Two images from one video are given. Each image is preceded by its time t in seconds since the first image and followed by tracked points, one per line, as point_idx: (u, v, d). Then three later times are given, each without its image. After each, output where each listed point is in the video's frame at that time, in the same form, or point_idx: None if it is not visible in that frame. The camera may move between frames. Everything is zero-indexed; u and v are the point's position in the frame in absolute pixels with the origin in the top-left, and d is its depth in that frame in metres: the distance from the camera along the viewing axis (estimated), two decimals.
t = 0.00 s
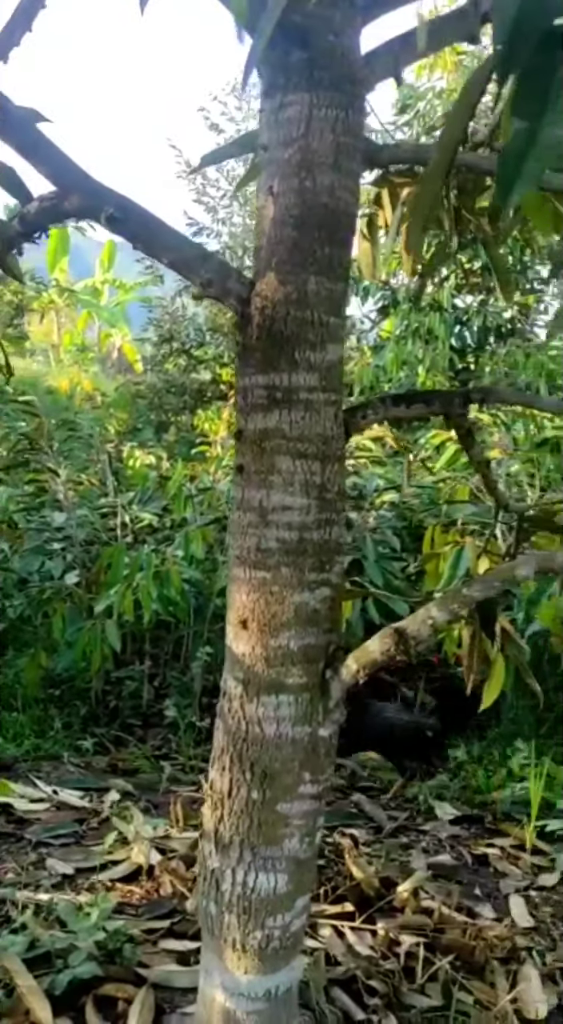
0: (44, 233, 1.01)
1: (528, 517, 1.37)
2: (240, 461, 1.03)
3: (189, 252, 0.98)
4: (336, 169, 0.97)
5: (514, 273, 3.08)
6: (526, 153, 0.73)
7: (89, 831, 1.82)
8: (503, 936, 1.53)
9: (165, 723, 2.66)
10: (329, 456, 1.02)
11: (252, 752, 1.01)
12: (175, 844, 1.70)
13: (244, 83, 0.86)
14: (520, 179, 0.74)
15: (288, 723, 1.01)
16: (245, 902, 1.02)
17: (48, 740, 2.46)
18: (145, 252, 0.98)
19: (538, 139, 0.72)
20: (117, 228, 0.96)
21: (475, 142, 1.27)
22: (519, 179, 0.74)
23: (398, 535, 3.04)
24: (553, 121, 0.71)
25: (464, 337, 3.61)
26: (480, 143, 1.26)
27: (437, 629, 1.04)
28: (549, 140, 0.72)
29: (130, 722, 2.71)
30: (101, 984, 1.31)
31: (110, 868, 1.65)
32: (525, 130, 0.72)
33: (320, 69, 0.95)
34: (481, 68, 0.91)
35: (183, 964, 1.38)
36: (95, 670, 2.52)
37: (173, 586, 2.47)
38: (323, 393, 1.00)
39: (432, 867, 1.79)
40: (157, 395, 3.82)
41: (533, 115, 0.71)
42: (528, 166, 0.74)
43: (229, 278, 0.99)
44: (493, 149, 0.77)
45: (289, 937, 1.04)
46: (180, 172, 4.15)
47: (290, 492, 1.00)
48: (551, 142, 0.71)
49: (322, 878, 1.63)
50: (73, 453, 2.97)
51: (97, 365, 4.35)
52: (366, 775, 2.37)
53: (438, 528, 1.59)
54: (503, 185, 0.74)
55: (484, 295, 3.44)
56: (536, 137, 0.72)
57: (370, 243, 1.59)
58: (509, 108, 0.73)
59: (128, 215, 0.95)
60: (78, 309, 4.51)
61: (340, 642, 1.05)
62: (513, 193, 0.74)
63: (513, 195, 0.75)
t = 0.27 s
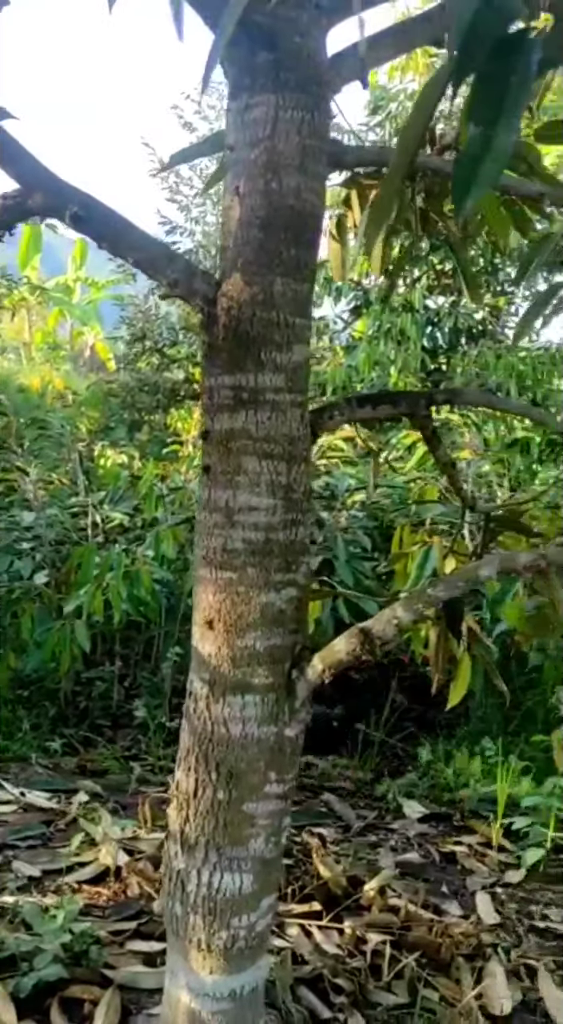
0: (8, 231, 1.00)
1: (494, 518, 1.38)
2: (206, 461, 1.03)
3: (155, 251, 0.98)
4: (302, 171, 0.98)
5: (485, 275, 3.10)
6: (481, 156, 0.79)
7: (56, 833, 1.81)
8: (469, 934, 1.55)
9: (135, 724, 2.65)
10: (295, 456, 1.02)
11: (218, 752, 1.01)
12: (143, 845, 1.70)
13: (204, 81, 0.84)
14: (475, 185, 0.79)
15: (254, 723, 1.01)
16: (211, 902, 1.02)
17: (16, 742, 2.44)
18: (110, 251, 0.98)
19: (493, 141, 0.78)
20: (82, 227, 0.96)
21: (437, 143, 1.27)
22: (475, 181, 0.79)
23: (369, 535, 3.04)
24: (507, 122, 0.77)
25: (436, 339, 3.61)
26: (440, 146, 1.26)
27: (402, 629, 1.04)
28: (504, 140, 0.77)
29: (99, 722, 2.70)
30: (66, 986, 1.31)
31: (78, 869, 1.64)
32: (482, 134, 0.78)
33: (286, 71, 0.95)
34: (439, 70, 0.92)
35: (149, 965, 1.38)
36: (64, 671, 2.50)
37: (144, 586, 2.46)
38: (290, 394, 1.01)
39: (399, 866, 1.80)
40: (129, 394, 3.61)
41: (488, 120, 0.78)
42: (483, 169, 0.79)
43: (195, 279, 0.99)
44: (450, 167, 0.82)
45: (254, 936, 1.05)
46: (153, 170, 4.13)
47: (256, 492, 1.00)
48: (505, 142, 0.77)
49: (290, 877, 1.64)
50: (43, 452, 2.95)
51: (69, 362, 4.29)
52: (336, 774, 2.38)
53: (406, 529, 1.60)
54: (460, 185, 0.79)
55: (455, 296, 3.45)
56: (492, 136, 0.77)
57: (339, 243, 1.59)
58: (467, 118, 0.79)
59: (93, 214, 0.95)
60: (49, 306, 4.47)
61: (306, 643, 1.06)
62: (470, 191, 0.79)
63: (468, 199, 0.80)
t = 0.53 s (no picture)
0: None
1: (458, 518, 1.39)
2: (169, 462, 1.02)
3: (118, 251, 0.97)
4: (265, 172, 0.98)
5: (453, 278, 3.11)
6: (432, 158, 0.80)
7: (20, 837, 1.79)
8: (432, 933, 1.56)
9: (102, 727, 2.63)
10: (258, 456, 1.02)
11: (181, 754, 1.01)
12: (108, 848, 1.69)
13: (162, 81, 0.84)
14: (426, 186, 0.81)
15: (216, 724, 1.01)
16: (173, 905, 1.02)
17: None
18: (72, 251, 0.98)
19: (444, 144, 0.79)
20: (43, 225, 0.95)
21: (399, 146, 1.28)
22: (426, 183, 0.80)
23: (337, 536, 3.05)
24: (459, 125, 0.78)
25: (405, 341, 3.60)
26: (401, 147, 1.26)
27: (365, 630, 1.05)
28: (455, 144, 0.79)
29: (66, 724, 2.68)
30: (28, 991, 1.30)
31: (42, 873, 1.63)
32: (434, 136, 0.79)
33: (249, 73, 0.96)
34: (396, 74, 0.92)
35: (113, 969, 1.37)
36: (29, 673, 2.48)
37: (110, 588, 2.44)
38: (253, 394, 1.01)
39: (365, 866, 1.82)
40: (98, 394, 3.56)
41: (440, 122, 0.79)
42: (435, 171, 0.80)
43: (158, 279, 0.99)
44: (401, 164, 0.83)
45: (217, 938, 1.04)
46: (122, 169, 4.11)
47: (219, 493, 1.00)
48: (456, 146, 0.78)
49: (255, 878, 1.64)
50: (10, 453, 2.92)
51: (38, 362, 4.21)
52: (304, 775, 2.38)
53: (373, 529, 1.61)
54: (412, 187, 0.81)
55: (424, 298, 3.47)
56: (445, 140, 0.79)
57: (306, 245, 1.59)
58: (418, 117, 0.80)
59: (53, 213, 0.94)
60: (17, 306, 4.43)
61: (269, 643, 1.06)
62: (421, 193, 0.80)
63: (420, 200, 0.81)
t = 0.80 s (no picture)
0: None
1: (425, 518, 1.39)
2: (134, 459, 1.02)
3: (80, 245, 0.96)
4: (230, 168, 0.97)
5: (423, 279, 3.12)
6: (390, 154, 0.80)
7: None
8: (400, 931, 1.56)
9: (70, 728, 2.62)
10: (223, 454, 1.01)
11: (145, 754, 1.00)
12: (74, 850, 1.68)
13: (123, 72, 0.83)
14: (385, 180, 0.81)
15: (181, 723, 1.00)
16: (137, 906, 1.01)
17: None
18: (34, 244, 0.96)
19: (401, 141, 0.79)
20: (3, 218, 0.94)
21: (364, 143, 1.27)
22: (384, 178, 0.81)
23: (307, 536, 3.05)
24: (415, 124, 0.78)
25: (376, 341, 3.60)
26: (364, 145, 1.25)
27: (330, 628, 1.05)
28: (411, 142, 0.79)
29: (34, 726, 2.66)
30: None
31: (7, 875, 1.61)
32: (391, 132, 0.79)
33: (213, 68, 0.95)
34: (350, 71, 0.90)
35: (78, 972, 1.36)
36: None
37: (78, 587, 2.43)
38: (218, 391, 1.00)
39: (334, 864, 1.83)
40: (69, 395, 3.56)
41: (398, 119, 0.79)
42: (393, 168, 0.81)
43: (121, 274, 0.98)
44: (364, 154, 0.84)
45: (182, 938, 1.04)
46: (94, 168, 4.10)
47: (184, 490, 1.00)
48: (412, 144, 0.79)
49: (222, 878, 1.63)
50: None
51: (8, 361, 4.17)
52: (273, 774, 2.38)
53: (341, 528, 1.61)
54: (371, 182, 0.81)
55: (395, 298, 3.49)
56: (400, 137, 0.79)
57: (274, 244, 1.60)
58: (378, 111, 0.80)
59: (14, 206, 0.93)
60: None
61: (235, 643, 1.05)
62: (378, 188, 0.81)
63: (379, 195, 0.82)
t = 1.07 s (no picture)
0: None
1: (394, 517, 1.39)
2: (100, 457, 1.01)
3: (46, 241, 0.96)
4: (196, 164, 0.97)
5: (394, 279, 3.13)
6: (351, 149, 0.77)
7: None
8: (369, 928, 1.57)
9: (40, 729, 2.60)
10: (190, 452, 1.01)
11: (111, 753, 1.00)
12: (42, 851, 1.66)
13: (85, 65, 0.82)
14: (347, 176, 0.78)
15: (148, 722, 1.00)
16: (103, 906, 1.01)
17: None
18: None
19: (361, 138, 0.76)
20: None
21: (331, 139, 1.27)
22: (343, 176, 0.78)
23: (279, 535, 3.05)
24: (373, 121, 0.74)
25: (348, 340, 3.60)
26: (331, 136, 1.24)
27: (298, 626, 1.04)
28: (370, 141, 0.75)
29: (2, 726, 2.63)
30: None
31: None
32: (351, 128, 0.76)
33: (179, 64, 0.94)
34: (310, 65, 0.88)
35: (45, 973, 1.35)
36: None
37: (47, 587, 2.41)
38: (184, 388, 1.00)
39: (303, 862, 1.83)
40: (40, 394, 3.51)
41: (357, 115, 0.75)
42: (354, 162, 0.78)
43: (86, 270, 0.98)
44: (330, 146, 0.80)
45: (149, 938, 1.03)
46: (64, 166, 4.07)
47: (150, 488, 0.99)
48: (372, 142, 0.75)
49: (192, 877, 1.63)
50: None
51: None
52: (244, 773, 2.37)
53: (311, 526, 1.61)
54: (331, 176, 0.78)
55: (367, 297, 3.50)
56: (359, 135, 0.75)
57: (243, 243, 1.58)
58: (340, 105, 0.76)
59: None
60: None
61: (202, 641, 1.05)
62: (339, 186, 0.78)
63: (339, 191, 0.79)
